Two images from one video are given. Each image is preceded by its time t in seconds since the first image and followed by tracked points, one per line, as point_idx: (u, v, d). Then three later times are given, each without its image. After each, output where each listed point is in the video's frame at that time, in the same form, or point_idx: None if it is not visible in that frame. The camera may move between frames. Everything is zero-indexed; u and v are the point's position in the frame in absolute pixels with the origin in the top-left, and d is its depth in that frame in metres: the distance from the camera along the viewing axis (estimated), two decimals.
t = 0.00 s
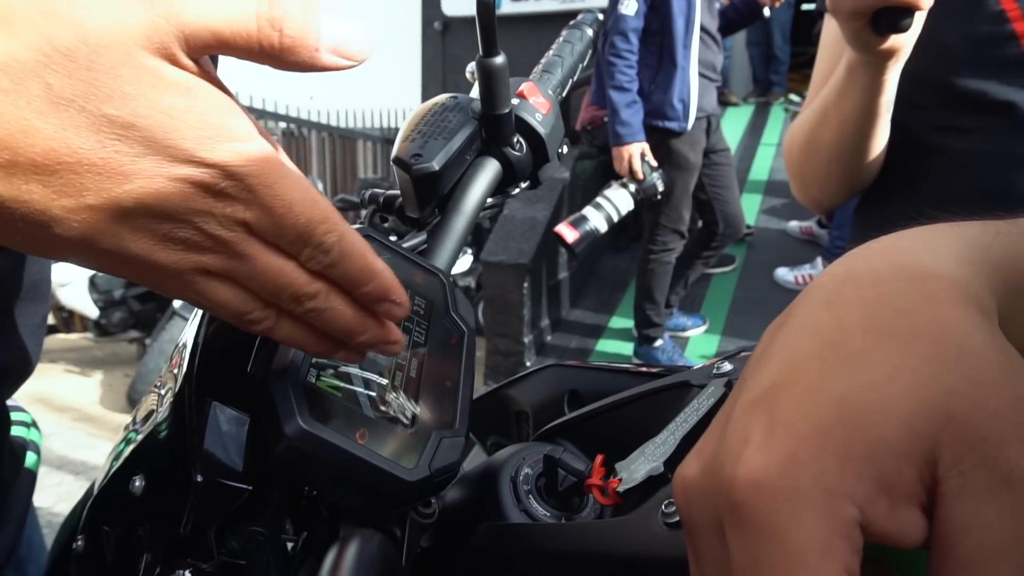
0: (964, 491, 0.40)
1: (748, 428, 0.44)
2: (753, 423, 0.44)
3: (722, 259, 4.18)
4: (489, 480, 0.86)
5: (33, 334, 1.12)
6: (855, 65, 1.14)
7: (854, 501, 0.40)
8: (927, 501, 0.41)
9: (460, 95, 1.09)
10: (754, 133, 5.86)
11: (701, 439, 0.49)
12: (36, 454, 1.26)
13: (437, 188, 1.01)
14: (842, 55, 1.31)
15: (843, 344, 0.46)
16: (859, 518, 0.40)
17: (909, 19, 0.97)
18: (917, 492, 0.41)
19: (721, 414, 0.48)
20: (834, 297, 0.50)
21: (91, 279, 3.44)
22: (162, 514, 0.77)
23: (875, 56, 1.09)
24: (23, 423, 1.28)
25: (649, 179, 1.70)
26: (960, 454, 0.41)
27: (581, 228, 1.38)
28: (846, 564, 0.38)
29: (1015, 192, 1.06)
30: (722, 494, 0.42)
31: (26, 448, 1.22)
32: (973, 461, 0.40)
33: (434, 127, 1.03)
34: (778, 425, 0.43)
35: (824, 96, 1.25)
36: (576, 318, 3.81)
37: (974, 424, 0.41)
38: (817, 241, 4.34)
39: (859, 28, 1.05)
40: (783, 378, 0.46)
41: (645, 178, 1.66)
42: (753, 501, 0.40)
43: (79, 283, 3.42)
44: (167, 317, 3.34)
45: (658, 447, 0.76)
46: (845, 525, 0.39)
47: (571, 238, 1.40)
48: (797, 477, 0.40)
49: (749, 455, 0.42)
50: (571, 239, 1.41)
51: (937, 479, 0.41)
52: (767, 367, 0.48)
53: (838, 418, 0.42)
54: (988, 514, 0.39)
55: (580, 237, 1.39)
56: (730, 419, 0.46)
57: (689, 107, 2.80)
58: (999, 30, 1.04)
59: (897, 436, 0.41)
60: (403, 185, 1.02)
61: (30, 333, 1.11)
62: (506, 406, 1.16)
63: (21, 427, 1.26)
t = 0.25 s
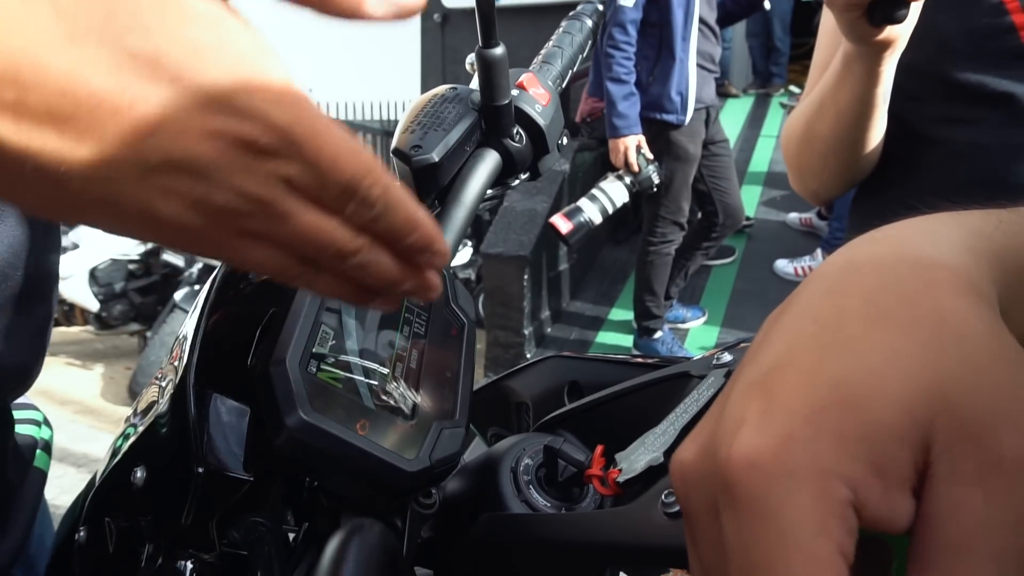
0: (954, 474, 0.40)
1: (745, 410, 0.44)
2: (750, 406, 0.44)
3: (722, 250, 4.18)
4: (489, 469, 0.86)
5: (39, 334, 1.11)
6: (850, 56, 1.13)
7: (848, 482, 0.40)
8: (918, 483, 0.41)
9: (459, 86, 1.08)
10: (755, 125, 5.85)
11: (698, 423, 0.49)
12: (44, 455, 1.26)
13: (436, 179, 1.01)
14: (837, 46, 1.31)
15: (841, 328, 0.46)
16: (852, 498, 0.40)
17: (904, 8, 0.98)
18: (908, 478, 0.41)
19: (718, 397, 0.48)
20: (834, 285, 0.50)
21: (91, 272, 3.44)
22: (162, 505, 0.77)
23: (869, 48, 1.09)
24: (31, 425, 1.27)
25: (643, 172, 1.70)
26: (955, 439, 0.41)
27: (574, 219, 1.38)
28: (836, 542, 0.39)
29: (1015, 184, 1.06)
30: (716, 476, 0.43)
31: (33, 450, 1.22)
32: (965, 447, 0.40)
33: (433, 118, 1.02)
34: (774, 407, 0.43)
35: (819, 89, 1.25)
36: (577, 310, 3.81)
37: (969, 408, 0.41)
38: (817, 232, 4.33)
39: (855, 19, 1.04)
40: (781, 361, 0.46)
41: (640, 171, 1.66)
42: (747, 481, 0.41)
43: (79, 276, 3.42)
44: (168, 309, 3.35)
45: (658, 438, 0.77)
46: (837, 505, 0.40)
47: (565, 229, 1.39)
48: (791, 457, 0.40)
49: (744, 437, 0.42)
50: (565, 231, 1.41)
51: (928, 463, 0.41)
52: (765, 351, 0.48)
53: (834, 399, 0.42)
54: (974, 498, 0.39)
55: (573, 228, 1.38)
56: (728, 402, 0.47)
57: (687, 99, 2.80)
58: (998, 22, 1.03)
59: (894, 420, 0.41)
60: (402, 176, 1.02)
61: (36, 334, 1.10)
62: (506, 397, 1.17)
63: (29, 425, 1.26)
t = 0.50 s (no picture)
0: (966, 447, 0.40)
1: (745, 393, 0.44)
2: (750, 388, 0.44)
3: (722, 241, 4.17)
4: (490, 459, 0.86)
5: (43, 329, 1.10)
6: (847, 48, 1.13)
7: (847, 460, 0.40)
8: (930, 463, 0.41)
9: (458, 76, 1.08)
10: (754, 115, 5.84)
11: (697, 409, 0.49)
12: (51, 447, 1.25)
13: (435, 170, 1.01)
14: (836, 36, 1.31)
15: (840, 311, 0.46)
16: (851, 476, 0.40)
17: None
18: (916, 454, 0.41)
19: (718, 382, 0.48)
20: (835, 269, 0.49)
21: (90, 266, 3.44)
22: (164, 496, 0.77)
23: (866, 38, 1.09)
24: (37, 416, 1.26)
25: (642, 162, 1.69)
26: (962, 412, 0.41)
27: (576, 211, 1.37)
28: (835, 523, 0.39)
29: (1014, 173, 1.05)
30: (716, 456, 0.43)
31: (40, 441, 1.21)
32: (976, 418, 0.40)
33: (432, 108, 1.02)
34: (774, 389, 0.43)
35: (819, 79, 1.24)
36: (577, 301, 3.81)
37: (974, 384, 0.41)
38: (817, 223, 4.33)
39: (851, 10, 1.06)
40: (780, 344, 0.46)
41: (640, 162, 1.66)
42: (746, 463, 0.41)
43: (78, 270, 3.42)
44: (168, 303, 3.35)
45: (659, 426, 0.77)
46: (837, 483, 0.40)
47: (566, 221, 1.38)
48: (791, 437, 0.41)
49: (744, 418, 0.43)
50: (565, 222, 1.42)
51: (937, 439, 0.41)
52: (765, 335, 0.48)
53: (833, 377, 0.42)
54: (992, 468, 0.39)
55: (574, 219, 1.38)
56: (728, 385, 0.47)
57: (686, 90, 2.79)
58: (998, 12, 1.03)
59: (895, 399, 0.41)
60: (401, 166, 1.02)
61: (39, 328, 1.09)
62: (506, 387, 1.17)
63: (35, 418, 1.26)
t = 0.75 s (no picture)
0: (969, 435, 0.39)
1: (746, 383, 0.44)
2: (751, 378, 0.44)
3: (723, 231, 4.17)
4: (491, 449, 0.87)
5: (41, 320, 1.09)
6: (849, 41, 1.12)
7: (849, 448, 0.40)
8: (933, 451, 0.41)
9: (458, 65, 1.08)
10: (756, 104, 5.82)
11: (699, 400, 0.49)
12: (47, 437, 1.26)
13: (435, 160, 1.00)
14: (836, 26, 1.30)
15: (841, 302, 0.46)
16: (854, 465, 0.40)
17: None
18: (919, 443, 0.41)
19: (720, 373, 0.48)
20: (836, 258, 0.49)
21: (91, 258, 3.44)
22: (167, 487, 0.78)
23: (866, 28, 1.09)
24: (34, 405, 1.26)
25: (645, 151, 1.68)
26: (964, 401, 0.40)
27: (580, 201, 1.38)
28: (839, 511, 0.39)
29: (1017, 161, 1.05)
30: (717, 447, 0.43)
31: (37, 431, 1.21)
32: (980, 405, 0.40)
33: (432, 98, 1.02)
34: (776, 380, 0.43)
35: (820, 70, 1.24)
36: (578, 292, 3.81)
37: (977, 372, 0.41)
38: (818, 212, 4.33)
39: None
40: (781, 335, 0.46)
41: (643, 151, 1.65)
42: (748, 453, 0.41)
43: (79, 262, 3.42)
44: (169, 295, 3.36)
45: (660, 416, 0.77)
46: (840, 472, 0.40)
47: (570, 212, 1.39)
48: (793, 427, 0.41)
49: (746, 409, 0.43)
50: (568, 212, 1.42)
51: (940, 427, 0.41)
52: (767, 324, 0.48)
53: (834, 367, 0.42)
54: (997, 457, 0.39)
55: (579, 210, 1.39)
56: (729, 375, 0.47)
57: (687, 79, 2.78)
58: None
59: (898, 387, 0.41)
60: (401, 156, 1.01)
61: (38, 319, 1.09)
62: (507, 378, 1.17)
63: (32, 408, 1.26)
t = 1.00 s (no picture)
0: (970, 424, 0.40)
1: (747, 372, 0.44)
2: (752, 367, 0.44)
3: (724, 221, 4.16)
4: (492, 439, 0.87)
5: (42, 311, 1.09)
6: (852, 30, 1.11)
7: (851, 438, 0.40)
8: (935, 440, 0.41)
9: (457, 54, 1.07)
10: (756, 93, 5.80)
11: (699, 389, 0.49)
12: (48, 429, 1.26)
13: (435, 150, 1.00)
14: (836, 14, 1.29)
15: (842, 290, 0.45)
16: (855, 454, 0.40)
17: None
18: (920, 432, 0.41)
19: (720, 362, 0.48)
20: (836, 246, 0.49)
21: (91, 251, 3.44)
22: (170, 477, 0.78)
23: (868, 16, 1.08)
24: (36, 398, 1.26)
25: (646, 140, 1.68)
26: (965, 389, 0.40)
27: (581, 190, 1.38)
28: (840, 501, 0.39)
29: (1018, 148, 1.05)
30: (718, 437, 0.43)
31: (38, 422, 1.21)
32: (980, 393, 0.40)
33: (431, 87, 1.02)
34: (776, 369, 0.43)
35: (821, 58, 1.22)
36: (578, 282, 3.80)
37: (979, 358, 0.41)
38: (819, 201, 4.32)
39: None
40: (782, 323, 0.46)
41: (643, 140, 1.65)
42: (749, 443, 0.41)
43: (80, 255, 3.42)
44: (170, 288, 3.36)
45: (660, 405, 0.77)
46: (841, 461, 0.40)
47: (571, 201, 1.39)
48: (793, 416, 0.41)
49: (747, 399, 0.42)
50: (569, 202, 1.42)
51: (941, 416, 0.41)
52: (767, 313, 0.48)
53: (836, 356, 0.42)
54: (999, 445, 0.39)
55: (579, 199, 1.39)
56: (730, 365, 0.47)
57: (688, 67, 2.78)
58: None
59: (899, 374, 0.41)
60: (400, 146, 1.01)
61: (40, 309, 1.09)
62: (508, 368, 1.17)
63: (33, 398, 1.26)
